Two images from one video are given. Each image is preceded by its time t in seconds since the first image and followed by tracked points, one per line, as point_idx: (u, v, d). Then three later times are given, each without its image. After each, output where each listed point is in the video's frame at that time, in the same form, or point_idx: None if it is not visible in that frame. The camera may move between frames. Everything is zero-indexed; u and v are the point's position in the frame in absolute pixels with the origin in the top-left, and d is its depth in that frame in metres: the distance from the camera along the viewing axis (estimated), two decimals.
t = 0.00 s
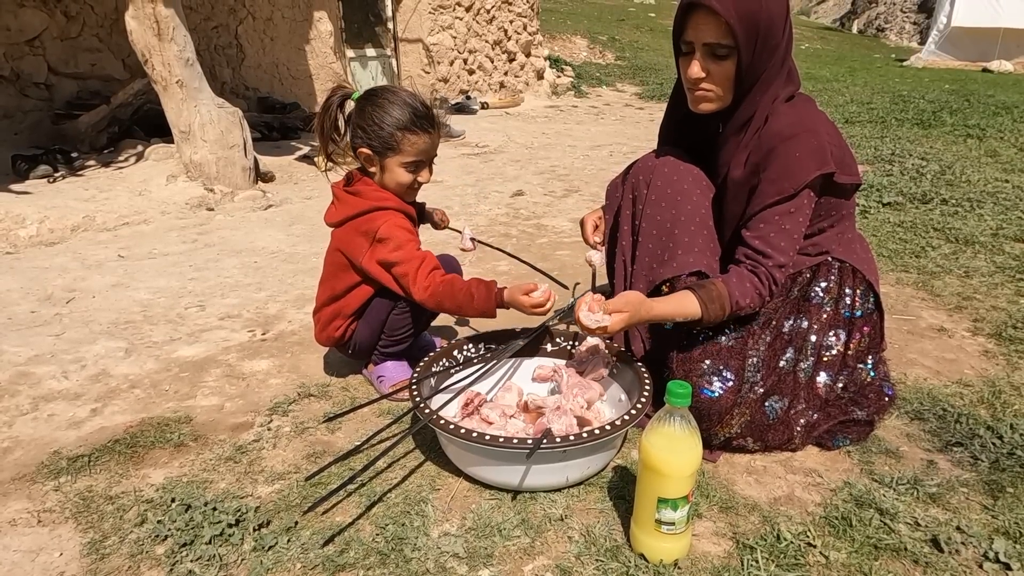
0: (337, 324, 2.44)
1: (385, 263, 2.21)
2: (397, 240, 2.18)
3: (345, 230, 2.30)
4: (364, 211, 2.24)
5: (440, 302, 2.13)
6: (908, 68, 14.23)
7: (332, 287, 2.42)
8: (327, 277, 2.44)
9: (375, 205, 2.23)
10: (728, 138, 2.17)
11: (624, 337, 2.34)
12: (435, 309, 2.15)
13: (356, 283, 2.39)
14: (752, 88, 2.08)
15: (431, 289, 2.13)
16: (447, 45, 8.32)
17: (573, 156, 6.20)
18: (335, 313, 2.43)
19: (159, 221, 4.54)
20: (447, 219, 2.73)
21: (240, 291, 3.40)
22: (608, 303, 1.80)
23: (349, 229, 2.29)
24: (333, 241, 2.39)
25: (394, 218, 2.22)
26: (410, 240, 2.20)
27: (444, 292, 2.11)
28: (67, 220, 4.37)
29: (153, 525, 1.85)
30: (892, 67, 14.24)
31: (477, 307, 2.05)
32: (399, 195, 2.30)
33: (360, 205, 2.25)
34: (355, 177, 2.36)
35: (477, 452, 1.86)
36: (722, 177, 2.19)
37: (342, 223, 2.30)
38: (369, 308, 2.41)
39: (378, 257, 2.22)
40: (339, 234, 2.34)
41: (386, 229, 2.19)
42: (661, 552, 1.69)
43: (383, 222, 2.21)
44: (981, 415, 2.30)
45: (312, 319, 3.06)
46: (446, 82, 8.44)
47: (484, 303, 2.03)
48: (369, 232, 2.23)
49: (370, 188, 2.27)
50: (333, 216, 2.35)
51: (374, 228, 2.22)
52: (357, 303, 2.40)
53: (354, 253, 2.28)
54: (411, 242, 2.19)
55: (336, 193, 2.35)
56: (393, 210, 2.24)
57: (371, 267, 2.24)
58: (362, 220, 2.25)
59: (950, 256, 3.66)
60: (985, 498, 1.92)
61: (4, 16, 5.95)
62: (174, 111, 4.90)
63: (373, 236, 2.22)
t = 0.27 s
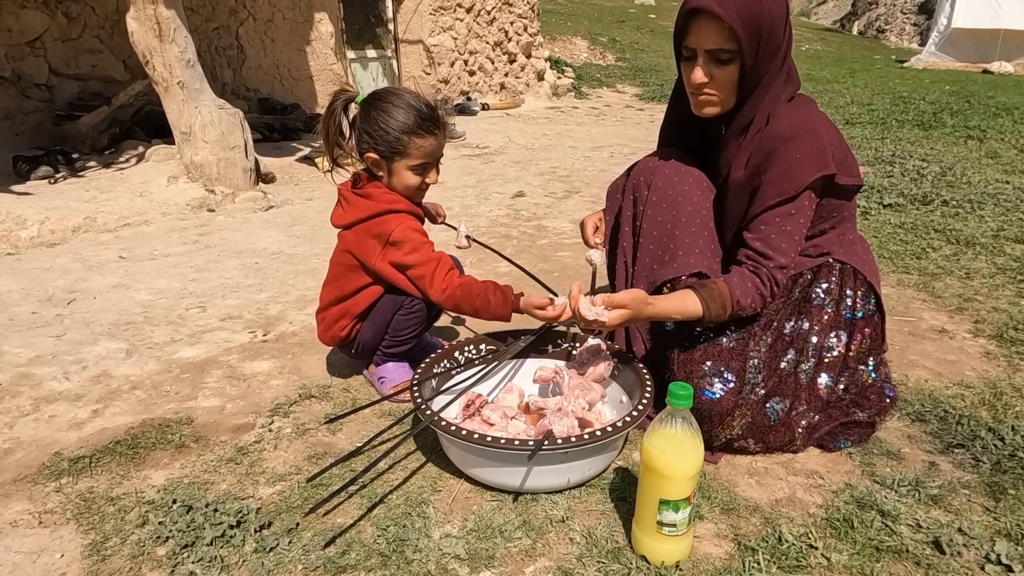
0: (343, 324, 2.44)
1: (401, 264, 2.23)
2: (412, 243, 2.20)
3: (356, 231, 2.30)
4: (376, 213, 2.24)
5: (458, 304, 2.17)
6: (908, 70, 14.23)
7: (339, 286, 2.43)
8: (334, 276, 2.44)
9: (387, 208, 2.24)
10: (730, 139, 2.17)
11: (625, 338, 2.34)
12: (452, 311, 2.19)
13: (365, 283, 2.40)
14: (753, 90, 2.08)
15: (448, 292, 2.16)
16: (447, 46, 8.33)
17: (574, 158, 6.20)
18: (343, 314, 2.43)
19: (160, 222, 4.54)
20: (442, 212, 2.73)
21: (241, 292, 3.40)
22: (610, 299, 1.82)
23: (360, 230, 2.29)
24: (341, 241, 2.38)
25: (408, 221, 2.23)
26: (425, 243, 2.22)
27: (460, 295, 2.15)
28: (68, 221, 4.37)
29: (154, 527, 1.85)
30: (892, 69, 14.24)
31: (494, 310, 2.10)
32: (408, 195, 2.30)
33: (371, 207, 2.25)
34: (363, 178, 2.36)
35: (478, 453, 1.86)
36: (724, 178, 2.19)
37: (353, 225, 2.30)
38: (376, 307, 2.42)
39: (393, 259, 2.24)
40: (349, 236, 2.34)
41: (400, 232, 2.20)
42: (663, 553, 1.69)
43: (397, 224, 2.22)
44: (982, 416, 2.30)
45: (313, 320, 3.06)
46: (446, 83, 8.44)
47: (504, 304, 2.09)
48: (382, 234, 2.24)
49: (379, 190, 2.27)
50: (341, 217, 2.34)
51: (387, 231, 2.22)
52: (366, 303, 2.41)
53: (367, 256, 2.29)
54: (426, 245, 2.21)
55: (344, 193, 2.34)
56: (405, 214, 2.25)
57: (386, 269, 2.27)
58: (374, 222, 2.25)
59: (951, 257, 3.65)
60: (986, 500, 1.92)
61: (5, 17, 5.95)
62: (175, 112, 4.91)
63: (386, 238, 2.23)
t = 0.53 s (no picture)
0: (344, 324, 2.44)
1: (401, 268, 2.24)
2: (412, 246, 2.20)
3: (359, 232, 2.30)
4: (378, 215, 2.25)
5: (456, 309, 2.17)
6: (908, 71, 14.23)
7: (341, 286, 2.43)
8: (336, 277, 2.44)
9: (388, 210, 2.24)
10: (731, 141, 2.17)
11: (626, 339, 2.34)
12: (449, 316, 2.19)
13: (366, 284, 2.40)
14: (754, 91, 2.08)
15: (445, 298, 2.16)
16: (448, 47, 8.33)
17: (574, 159, 6.20)
18: (344, 314, 2.43)
19: (161, 222, 4.54)
20: (440, 205, 2.71)
21: (241, 293, 3.40)
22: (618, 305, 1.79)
23: (363, 231, 2.29)
24: (343, 242, 2.39)
25: (409, 223, 2.23)
26: (426, 246, 2.21)
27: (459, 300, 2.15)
28: (68, 222, 4.37)
29: (154, 527, 1.85)
30: (892, 70, 14.25)
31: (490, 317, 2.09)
32: (410, 197, 2.30)
33: (374, 209, 2.25)
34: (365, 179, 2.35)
35: (477, 454, 1.86)
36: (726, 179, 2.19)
37: (355, 226, 2.30)
38: (377, 308, 2.42)
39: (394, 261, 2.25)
40: (351, 236, 2.34)
41: (402, 235, 2.20)
42: (663, 554, 1.69)
43: (399, 227, 2.22)
44: (983, 417, 2.29)
45: (314, 321, 3.06)
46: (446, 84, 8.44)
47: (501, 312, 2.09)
48: (384, 236, 2.24)
49: (380, 192, 2.27)
50: (344, 218, 2.34)
51: (389, 233, 2.22)
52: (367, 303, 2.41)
53: (368, 257, 2.29)
54: (427, 249, 2.21)
55: (346, 194, 2.34)
56: (407, 216, 2.25)
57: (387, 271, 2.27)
58: (377, 224, 2.25)
59: (951, 259, 3.65)
60: (987, 501, 1.91)
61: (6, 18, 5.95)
62: (176, 113, 4.91)
63: (388, 240, 2.23)
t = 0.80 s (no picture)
0: (343, 324, 2.44)
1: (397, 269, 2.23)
2: (407, 246, 2.19)
3: (356, 233, 2.30)
4: (376, 215, 2.24)
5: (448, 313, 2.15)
6: (908, 72, 14.24)
7: (340, 286, 2.43)
8: (336, 276, 2.44)
9: (386, 210, 2.23)
10: (731, 140, 2.16)
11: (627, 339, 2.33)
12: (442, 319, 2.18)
13: (365, 283, 2.40)
14: (752, 92, 2.08)
15: (438, 300, 2.15)
16: (448, 48, 8.33)
17: (574, 159, 6.19)
18: (343, 313, 2.43)
19: (161, 223, 4.53)
20: (439, 205, 2.69)
21: (241, 293, 3.40)
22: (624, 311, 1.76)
23: (360, 231, 2.29)
24: (342, 240, 2.39)
25: (406, 223, 2.22)
26: (422, 248, 2.20)
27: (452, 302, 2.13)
28: (69, 223, 4.37)
29: (154, 527, 1.84)
30: (892, 71, 14.27)
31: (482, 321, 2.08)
32: (409, 197, 2.30)
33: (371, 209, 2.25)
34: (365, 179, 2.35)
35: (477, 453, 1.85)
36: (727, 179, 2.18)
37: (353, 226, 2.30)
38: (376, 308, 2.42)
39: (390, 262, 2.24)
40: (350, 235, 2.34)
41: (398, 236, 2.20)
42: (664, 555, 1.68)
43: (395, 228, 2.21)
44: (985, 418, 2.29)
45: (314, 321, 3.05)
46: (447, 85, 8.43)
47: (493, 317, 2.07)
48: (381, 237, 2.24)
49: (378, 192, 2.27)
50: (342, 217, 2.34)
51: (385, 233, 2.22)
52: (366, 303, 2.41)
53: (366, 257, 2.29)
54: (422, 251, 2.19)
55: (345, 194, 2.34)
56: (405, 216, 2.24)
57: (383, 271, 2.26)
58: (374, 224, 2.25)
59: (952, 259, 3.65)
60: (990, 501, 1.91)
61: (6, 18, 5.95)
62: (176, 114, 4.91)
63: (385, 241, 2.23)
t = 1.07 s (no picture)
0: (343, 325, 2.44)
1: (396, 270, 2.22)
2: (405, 246, 2.18)
3: (355, 234, 2.29)
4: (374, 216, 2.24)
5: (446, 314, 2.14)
6: (908, 73, 14.26)
7: (340, 287, 2.43)
8: (336, 277, 2.44)
9: (383, 210, 2.23)
10: (731, 141, 2.16)
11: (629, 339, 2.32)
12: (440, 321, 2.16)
13: (365, 284, 2.39)
14: (749, 93, 2.07)
15: (436, 302, 2.14)
16: (449, 49, 8.33)
17: (575, 160, 6.19)
18: (344, 314, 2.43)
19: (161, 223, 4.53)
20: (435, 203, 2.65)
21: (242, 293, 3.39)
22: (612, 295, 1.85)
23: (359, 233, 2.28)
24: (341, 241, 2.38)
25: (404, 224, 2.21)
26: (420, 248, 2.19)
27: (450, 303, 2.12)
28: (69, 223, 4.37)
29: (155, 528, 1.84)
30: (892, 72, 14.28)
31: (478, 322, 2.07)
32: (407, 197, 2.29)
33: (370, 211, 2.24)
34: (362, 180, 2.35)
35: (479, 453, 1.85)
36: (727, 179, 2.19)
37: (351, 227, 2.30)
38: (376, 309, 2.42)
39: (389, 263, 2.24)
40: (348, 236, 2.33)
41: (397, 237, 2.19)
42: (666, 555, 1.68)
43: (393, 229, 2.20)
44: (987, 418, 2.28)
45: (314, 322, 3.05)
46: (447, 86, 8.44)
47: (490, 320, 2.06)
48: (380, 238, 2.23)
49: (376, 192, 2.26)
50: (340, 219, 2.34)
51: (384, 233, 2.21)
52: (366, 303, 2.40)
53: (365, 257, 2.29)
54: (420, 252, 2.18)
55: (343, 195, 2.34)
56: (403, 217, 2.23)
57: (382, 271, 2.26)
58: (373, 225, 2.24)
59: (954, 259, 3.64)
60: (993, 502, 1.90)
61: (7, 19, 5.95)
62: (177, 114, 4.91)
63: (383, 242, 2.22)
